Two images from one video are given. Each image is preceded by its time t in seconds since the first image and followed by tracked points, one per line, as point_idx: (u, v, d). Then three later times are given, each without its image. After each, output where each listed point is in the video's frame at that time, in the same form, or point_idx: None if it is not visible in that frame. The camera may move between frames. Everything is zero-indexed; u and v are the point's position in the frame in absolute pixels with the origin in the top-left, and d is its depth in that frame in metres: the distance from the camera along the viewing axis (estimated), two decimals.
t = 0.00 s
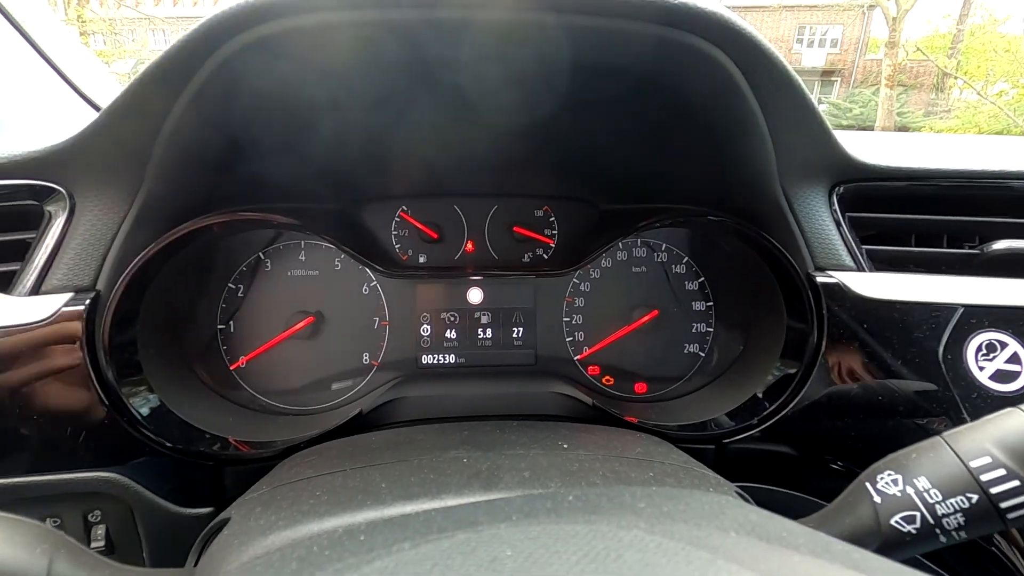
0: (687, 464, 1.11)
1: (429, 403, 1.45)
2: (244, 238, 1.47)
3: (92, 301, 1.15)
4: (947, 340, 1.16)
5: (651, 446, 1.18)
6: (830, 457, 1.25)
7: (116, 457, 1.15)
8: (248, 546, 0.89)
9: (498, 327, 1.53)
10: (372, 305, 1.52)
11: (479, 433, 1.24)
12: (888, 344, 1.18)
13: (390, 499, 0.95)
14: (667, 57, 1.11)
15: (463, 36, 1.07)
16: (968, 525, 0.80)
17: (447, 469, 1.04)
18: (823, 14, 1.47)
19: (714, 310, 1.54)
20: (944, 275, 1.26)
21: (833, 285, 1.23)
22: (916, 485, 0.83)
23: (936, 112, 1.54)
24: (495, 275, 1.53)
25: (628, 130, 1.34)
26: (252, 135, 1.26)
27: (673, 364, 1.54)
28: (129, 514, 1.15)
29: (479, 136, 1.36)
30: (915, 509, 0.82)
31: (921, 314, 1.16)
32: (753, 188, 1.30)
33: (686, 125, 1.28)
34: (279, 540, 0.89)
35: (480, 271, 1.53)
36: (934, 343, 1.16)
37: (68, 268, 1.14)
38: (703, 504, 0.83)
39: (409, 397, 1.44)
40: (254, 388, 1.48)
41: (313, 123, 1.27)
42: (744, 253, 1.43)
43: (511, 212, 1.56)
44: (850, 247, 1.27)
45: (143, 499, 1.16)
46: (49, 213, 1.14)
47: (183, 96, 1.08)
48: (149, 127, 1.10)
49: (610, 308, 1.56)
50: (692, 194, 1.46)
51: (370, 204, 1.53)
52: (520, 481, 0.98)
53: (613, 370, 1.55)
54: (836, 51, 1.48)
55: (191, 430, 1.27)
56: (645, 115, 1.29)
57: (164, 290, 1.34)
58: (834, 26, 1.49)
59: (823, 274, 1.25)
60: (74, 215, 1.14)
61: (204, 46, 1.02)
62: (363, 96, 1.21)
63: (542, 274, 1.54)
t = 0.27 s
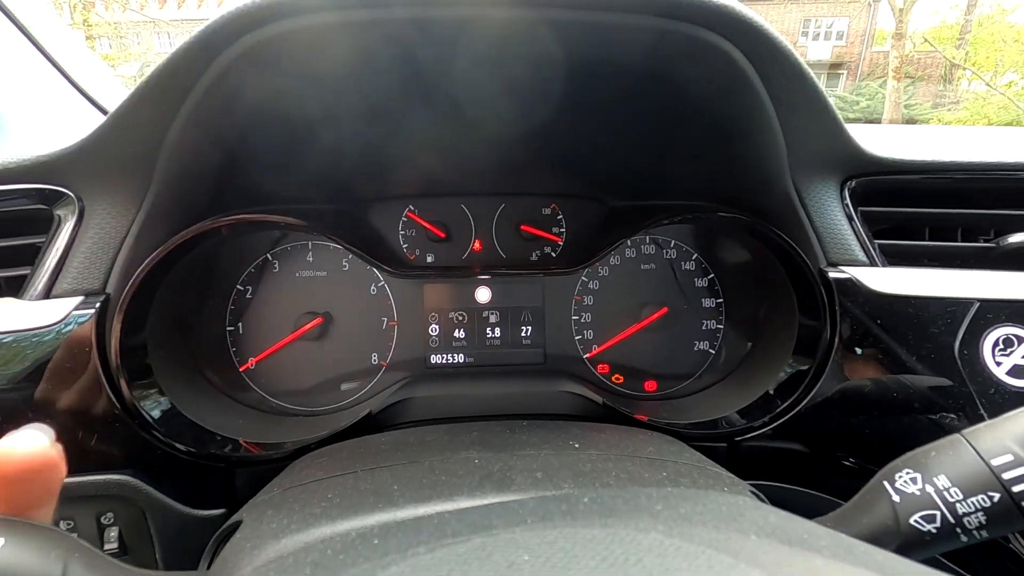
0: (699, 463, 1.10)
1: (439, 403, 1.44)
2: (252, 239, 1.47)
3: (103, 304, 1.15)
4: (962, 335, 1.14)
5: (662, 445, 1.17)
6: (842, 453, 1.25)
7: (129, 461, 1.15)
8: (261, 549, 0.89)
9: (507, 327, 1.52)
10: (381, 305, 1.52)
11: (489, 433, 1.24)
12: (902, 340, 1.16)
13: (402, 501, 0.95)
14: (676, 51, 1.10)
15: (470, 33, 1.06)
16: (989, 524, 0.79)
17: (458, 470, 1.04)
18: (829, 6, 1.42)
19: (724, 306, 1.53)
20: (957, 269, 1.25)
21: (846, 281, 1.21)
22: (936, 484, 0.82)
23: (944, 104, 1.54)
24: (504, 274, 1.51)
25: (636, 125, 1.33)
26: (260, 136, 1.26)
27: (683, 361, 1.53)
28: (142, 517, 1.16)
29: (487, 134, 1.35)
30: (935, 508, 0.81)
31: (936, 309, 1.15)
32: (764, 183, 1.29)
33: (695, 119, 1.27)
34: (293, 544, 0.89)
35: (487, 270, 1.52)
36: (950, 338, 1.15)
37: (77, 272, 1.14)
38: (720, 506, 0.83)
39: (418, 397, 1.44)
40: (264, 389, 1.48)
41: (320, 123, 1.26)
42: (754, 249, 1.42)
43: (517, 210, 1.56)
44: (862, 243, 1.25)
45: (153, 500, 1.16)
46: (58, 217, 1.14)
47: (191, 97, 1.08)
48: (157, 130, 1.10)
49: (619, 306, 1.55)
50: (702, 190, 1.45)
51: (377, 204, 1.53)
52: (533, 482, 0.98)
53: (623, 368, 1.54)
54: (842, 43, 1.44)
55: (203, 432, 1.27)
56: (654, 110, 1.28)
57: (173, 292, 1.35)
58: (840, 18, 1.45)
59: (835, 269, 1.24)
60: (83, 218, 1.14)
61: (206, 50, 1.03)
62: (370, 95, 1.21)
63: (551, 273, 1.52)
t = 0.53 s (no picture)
0: (705, 462, 1.10)
1: (443, 403, 1.44)
2: (255, 241, 1.46)
3: (106, 308, 1.15)
4: (970, 330, 1.13)
5: (667, 444, 1.17)
6: (849, 450, 1.24)
7: (134, 464, 1.15)
8: (266, 552, 0.89)
9: (510, 326, 1.51)
10: (384, 305, 1.51)
11: (494, 433, 1.24)
12: (909, 336, 1.15)
13: (406, 503, 0.95)
14: (678, 47, 1.09)
15: (469, 32, 1.06)
16: (1000, 522, 0.78)
17: (462, 472, 1.04)
18: None
19: (729, 303, 1.52)
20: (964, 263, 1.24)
21: (851, 277, 1.21)
22: (945, 482, 0.81)
23: (949, 96, 1.51)
24: (507, 274, 1.51)
25: (639, 122, 1.32)
26: (261, 138, 1.26)
27: (688, 359, 1.52)
28: (148, 518, 1.16)
29: (488, 133, 1.35)
30: (945, 507, 0.80)
31: (943, 305, 1.14)
32: (769, 179, 1.28)
33: (698, 115, 1.26)
34: (297, 547, 0.89)
35: (490, 269, 1.52)
36: (957, 334, 1.14)
37: (81, 276, 1.14)
38: (726, 507, 0.82)
39: (422, 398, 1.44)
40: (269, 391, 1.48)
41: (321, 124, 1.26)
42: (758, 245, 1.41)
43: (518, 209, 1.55)
44: (868, 238, 1.24)
45: (159, 502, 1.17)
46: (61, 222, 1.14)
47: (191, 100, 1.08)
48: (158, 133, 1.10)
49: (623, 304, 1.54)
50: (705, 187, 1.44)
51: (380, 203, 1.53)
52: (537, 483, 0.98)
53: (628, 366, 1.53)
54: (846, 36, 1.43)
55: (208, 435, 1.27)
56: (656, 107, 1.27)
57: (177, 295, 1.35)
58: (843, 12, 1.40)
59: (840, 265, 1.23)
60: (85, 223, 1.14)
61: (205, 55, 1.03)
62: (371, 96, 1.20)
63: (555, 272, 1.52)
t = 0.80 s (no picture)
0: (706, 458, 1.09)
1: (443, 401, 1.44)
2: (253, 240, 1.46)
3: (104, 308, 1.14)
4: (972, 325, 1.13)
5: (668, 440, 1.16)
6: (850, 446, 1.23)
7: (134, 464, 1.15)
8: (265, 551, 0.89)
9: (510, 324, 1.51)
10: (383, 304, 1.51)
11: (493, 431, 1.23)
12: (911, 331, 1.14)
13: (404, 502, 0.94)
14: (676, 41, 1.08)
15: (465, 28, 1.05)
16: (1002, 518, 0.77)
17: (462, 470, 1.04)
18: None
19: (730, 299, 1.51)
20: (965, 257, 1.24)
21: (853, 271, 1.20)
22: (947, 478, 0.80)
23: (951, 89, 1.52)
24: (506, 270, 1.50)
25: (637, 117, 1.32)
26: (258, 137, 1.25)
27: (688, 355, 1.52)
28: (148, 518, 1.16)
29: (486, 129, 1.34)
30: (947, 502, 0.79)
31: (945, 299, 1.13)
32: (769, 174, 1.27)
33: (697, 110, 1.26)
34: (295, 546, 0.88)
35: (489, 266, 1.51)
36: (959, 328, 1.13)
37: (79, 276, 1.13)
38: (725, 504, 0.82)
39: (422, 396, 1.43)
40: (268, 390, 1.48)
41: (317, 122, 1.26)
42: (758, 240, 1.40)
43: (519, 205, 1.55)
44: (870, 233, 1.23)
45: (158, 502, 1.16)
46: (58, 222, 1.13)
47: (186, 98, 1.08)
48: (154, 132, 1.10)
49: (624, 300, 1.53)
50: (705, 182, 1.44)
51: (378, 201, 1.52)
52: (536, 481, 0.97)
53: (628, 362, 1.53)
54: (848, 30, 1.38)
55: (207, 434, 1.27)
56: (654, 102, 1.26)
57: (176, 294, 1.34)
58: (845, 5, 1.36)
59: (842, 260, 1.22)
60: (82, 223, 1.14)
61: (198, 53, 1.02)
62: (367, 93, 1.20)
63: (555, 268, 1.51)
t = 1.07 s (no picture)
0: (707, 456, 1.09)
1: (444, 401, 1.44)
2: (253, 240, 1.46)
3: (104, 310, 1.15)
4: (972, 321, 1.13)
5: (668, 438, 1.16)
6: (852, 443, 1.23)
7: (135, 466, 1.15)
8: (266, 552, 0.89)
9: (510, 323, 1.51)
10: (383, 304, 1.51)
11: (494, 429, 1.23)
12: (911, 327, 1.15)
13: (405, 502, 0.94)
14: (673, 39, 1.08)
15: (462, 27, 1.05)
16: (1003, 514, 0.77)
17: (462, 469, 1.04)
18: None
19: (729, 297, 1.51)
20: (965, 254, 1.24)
21: (853, 268, 1.20)
22: (947, 474, 0.80)
23: (951, 86, 1.51)
24: (506, 270, 1.51)
25: (635, 115, 1.32)
26: (256, 138, 1.25)
27: (688, 353, 1.52)
28: (149, 520, 1.16)
29: (485, 129, 1.34)
30: (947, 499, 0.79)
31: (945, 295, 1.13)
32: (769, 172, 1.27)
33: (696, 108, 1.26)
34: (297, 546, 0.88)
35: (489, 266, 1.51)
36: (958, 325, 1.13)
37: (79, 277, 1.14)
38: (725, 502, 0.82)
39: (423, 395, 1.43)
40: (269, 390, 1.48)
41: (316, 122, 1.26)
42: (758, 239, 1.40)
43: (518, 204, 1.55)
44: (869, 230, 1.23)
45: (159, 503, 1.16)
46: (58, 223, 1.13)
47: (185, 99, 1.08)
48: (152, 133, 1.10)
49: (624, 299, 1.54)
50: (704, 181, 1.44)
51: (377, 200, 1.52)
52: (537, 480, 0.97)
53: (628, 361, 1.53)
54: (845, 26, 1.43)
55: (208, 435, 1.27)
56: (653, 99, 1.26)
57: (175, 295, 1.34)
58: (842, 3, 1.42)
59: (841, 257, 1.23)
60: (82, 224, 1.13)
61: (195, 54, 1.02)
62: (365, 93, 1.20)
63: (554, 267, 1.52)
